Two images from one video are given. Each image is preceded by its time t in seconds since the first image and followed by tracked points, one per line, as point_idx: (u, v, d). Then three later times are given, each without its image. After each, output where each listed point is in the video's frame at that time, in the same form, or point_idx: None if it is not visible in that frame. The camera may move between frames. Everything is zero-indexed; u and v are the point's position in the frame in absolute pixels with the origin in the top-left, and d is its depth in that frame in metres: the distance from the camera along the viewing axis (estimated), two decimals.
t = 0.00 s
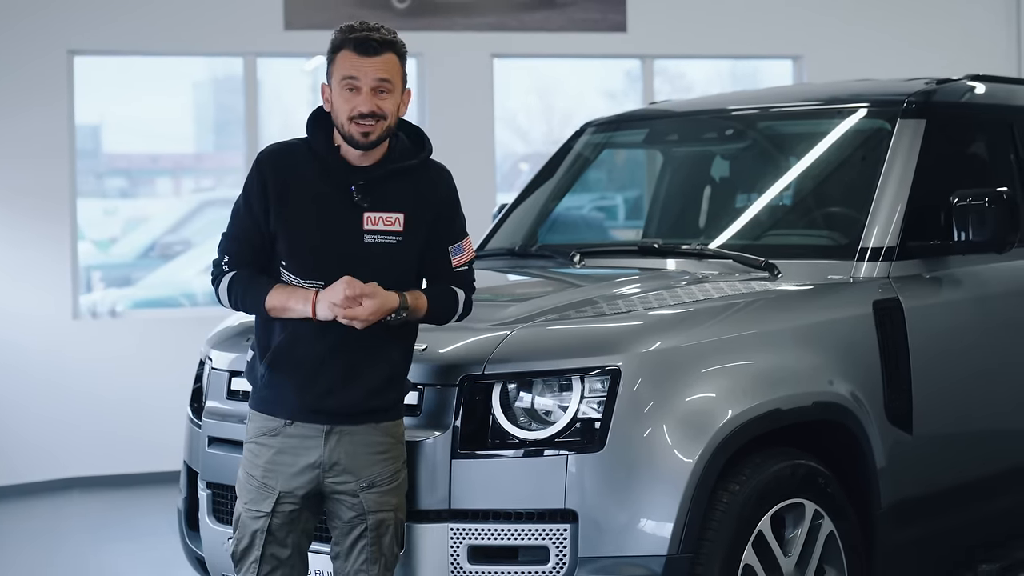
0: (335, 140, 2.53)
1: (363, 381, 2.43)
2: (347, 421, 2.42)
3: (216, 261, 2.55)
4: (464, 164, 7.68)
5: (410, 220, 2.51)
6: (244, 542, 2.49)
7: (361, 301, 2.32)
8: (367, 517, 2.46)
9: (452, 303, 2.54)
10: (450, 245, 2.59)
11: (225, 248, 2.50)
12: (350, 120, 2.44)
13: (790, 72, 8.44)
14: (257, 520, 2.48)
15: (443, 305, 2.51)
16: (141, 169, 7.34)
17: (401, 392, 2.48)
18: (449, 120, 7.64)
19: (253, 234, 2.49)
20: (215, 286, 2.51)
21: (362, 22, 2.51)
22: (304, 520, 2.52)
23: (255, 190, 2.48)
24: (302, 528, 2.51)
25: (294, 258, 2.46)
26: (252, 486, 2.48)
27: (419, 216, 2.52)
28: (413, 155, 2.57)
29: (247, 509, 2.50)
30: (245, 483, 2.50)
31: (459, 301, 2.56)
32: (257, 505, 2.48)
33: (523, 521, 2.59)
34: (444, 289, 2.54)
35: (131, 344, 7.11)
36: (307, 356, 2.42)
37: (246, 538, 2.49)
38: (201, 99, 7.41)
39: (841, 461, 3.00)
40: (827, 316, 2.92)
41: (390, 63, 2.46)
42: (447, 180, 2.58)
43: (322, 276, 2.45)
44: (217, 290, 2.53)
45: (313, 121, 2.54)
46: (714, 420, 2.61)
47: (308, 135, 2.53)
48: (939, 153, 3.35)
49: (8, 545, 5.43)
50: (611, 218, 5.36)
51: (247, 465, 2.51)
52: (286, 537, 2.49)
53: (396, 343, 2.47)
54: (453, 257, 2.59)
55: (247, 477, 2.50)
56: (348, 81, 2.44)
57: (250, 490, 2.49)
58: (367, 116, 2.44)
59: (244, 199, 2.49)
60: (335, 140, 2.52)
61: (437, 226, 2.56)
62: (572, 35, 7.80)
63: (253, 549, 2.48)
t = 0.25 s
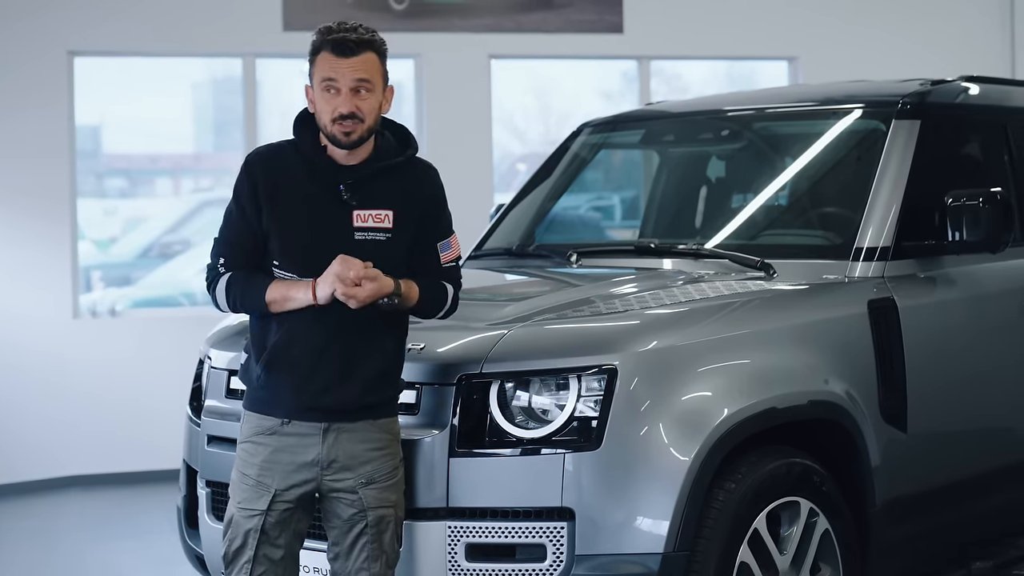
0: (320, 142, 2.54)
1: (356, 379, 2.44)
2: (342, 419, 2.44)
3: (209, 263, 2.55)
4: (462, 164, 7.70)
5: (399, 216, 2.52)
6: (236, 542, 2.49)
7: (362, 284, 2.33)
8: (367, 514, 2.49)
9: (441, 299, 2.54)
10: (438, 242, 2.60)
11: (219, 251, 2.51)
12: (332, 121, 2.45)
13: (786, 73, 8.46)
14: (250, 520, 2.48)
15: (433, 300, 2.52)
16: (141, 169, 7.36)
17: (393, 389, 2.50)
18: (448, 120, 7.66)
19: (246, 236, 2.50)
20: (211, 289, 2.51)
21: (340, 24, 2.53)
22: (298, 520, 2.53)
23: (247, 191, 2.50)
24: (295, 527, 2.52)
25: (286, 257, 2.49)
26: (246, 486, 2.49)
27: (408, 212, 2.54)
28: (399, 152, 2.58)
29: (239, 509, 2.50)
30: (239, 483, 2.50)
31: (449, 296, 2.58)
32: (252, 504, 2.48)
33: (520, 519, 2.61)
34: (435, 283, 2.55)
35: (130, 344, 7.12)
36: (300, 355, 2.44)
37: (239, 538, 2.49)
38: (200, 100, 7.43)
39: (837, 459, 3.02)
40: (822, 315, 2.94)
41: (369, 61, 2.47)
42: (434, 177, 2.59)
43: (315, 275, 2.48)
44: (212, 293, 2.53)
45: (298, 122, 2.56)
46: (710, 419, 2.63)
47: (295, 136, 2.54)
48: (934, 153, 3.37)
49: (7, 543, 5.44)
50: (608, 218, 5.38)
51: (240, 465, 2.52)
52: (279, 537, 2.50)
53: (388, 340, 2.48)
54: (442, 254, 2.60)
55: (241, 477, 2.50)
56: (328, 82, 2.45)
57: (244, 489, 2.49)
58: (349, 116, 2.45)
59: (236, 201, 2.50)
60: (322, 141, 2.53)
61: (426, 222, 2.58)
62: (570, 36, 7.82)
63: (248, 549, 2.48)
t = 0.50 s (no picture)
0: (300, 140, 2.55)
1: (345, 375, 2.47)
2: (333, 417, 2.46)
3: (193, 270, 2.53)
4: (461, 163, 7.72)
5: (383, 211, 2.53)
6: (231, 542, 2.50)
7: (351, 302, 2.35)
8: (361, 513, 2.50)
9: (431, 292, 2.57)
10: (424, 236, 2.62)
11: (204, 257, 2.50)
12: (309, 117, 2.46)
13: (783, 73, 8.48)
14: (245, 519, 2.50)
15: (422, 294, 2.55)
16: (141, 168, 7.38)
17: (381, 386, 2.51)
18: (447, 120, 7.68)
19: (233, 239, 2.51)
20: (196, 295, 2.50)
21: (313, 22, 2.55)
22: (291, 520, 2.54)
23: (231, 196, 2.51)
24: (288, 527, 2.54)
25: (271, 259, 2.49)
26: (239, 486, 2.50)
27: (391, 207, 2.55)
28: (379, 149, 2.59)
29: (234, 510, 2.52)
30: (232, 483, 2.52)
31: (438, 291, 2.61)
32: (245, 504, 2.50)
33: (518, 516, 2.63)
34: (421, 278, 2.58)
35: (131, 342, 7.14)
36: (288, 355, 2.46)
37: (234, 538, 2.51)
38: (199, 99, 7.44)
39: (833, 457, 3.04)
40: (817, 313, 2.96)
41: (343, 57, 2.49)
42: (414, 171, 2.61)
43: (302, 274, 2.48)
44: (196, 299, 2.51)
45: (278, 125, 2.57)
46: (707, 416, 2.65)
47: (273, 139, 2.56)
48: (929, 152, 3.39)
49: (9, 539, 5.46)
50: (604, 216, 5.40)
51: (233, 466, 2.53)
52: (273, 537, 2.52)
53: (378, 336, 2.50)
54: (429, 247, 2.62)
55: (234, 478, 2.52)
56: (304, 79, 2.47)
57: (237, 490, 2.51)
58: (326, 112, 2.47)
59: (220, 207, 2.51)
60: (300, 140, 2.55)
61: (410, 217, 2.59)
62: (568, 36, 7.84)
63: (241, 549, 2.49)
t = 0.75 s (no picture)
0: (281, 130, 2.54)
1: (337, 365, 2.43)
2: (328, 412, 2.43)
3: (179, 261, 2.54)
4: (460, 160, 7.73)
5: (368, 194, 2.51)
6: (239, 540, 2.48)
7: (324, 237, 2.30)
8: (355, 510, 2.48)
9: (421, 269, 2.51)
10: (410, 216, 2.59)
11: (188, 246, 2.50)
12: (288, 99, 2.45)
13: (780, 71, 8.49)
14: (250, 519, 2.47)
15: (413, 270, 2.49)
16: (140, 166, 7.39)
17: (375, 375, 2.48)
18: (445, 118, 7.69)
19: (219, 231, 2.50)
20: (177, 281, 2.51)
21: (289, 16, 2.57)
22: (295, 518, 2.52)
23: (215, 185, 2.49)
24: (295, 525, 2.52)
25: (259, 247, 2.48)
26: (241, 485, 2.48)
27: (376, 190, 2.53)
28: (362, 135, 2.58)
29: (238, 509, 2.49)
30: (234, 483, 2.49)
31: (429, 272, 2.54)
32: (249, 504, 2.47)
33: (516, 512, 2.64)
34: (413, 255, 2.52)
35: (131, 339, 7.15)
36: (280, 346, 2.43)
37: (241, 536, 2.48)
38: (199, 98, 7.45)
39: (830, 453, 3.05)
40: (814, 310, 2.97)
41: (319, 42, 2.50)
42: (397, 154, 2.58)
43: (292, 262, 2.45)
44: (179, 286, 2.52)
45: (259, 121, 2.58)
46: (704, 413, 2.66)
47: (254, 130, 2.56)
48: (926, 150, 3.41)
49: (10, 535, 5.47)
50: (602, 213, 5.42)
51: (233, 464, 2.50)
52: (279, 535, 2.49)
53: (370, 323, 2.48)
54: (416, 227, 2.59)
55: (235, 477, 2.49)
56: (280, 64, 2.47)
57: (240, 489, 2.48)
58: (303, 92, 2.45)
59: (203, 200, 2.49)
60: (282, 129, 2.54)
61: (396, 200, 2.57)
62: (566, 34, 7.86)
63: (249, 549, 2.48)
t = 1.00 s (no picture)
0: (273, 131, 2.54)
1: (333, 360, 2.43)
2: (325, 409, 2.43)
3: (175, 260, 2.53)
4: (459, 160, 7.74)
5: (360, 189, 2.52)
6: (237, 540, 2.48)
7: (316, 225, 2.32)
8: (352, 507, 2.48)
9: (412, 261, 2.51)
10: (402, 208, 2.59)
11: (183, 246, 2.49)
12: (280, 99, 2.45)
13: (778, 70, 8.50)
14: (248, 519, 2.47)
15: (405, 261, 2.50)
16: (139, 165, 7.39)
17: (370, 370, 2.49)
18: (444, 117, 7.70)
19: (214, 227, 2.49)
20: (177, 282, 2.50)
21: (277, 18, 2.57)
22: (291, 518, 2.51)
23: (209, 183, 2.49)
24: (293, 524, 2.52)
25: (254, 244, 2.48)
26: (238, 486, 2.47)
27: (368, 186, 2.53)
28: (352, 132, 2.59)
29: (235, 509, 2.49)
30: (231, 484, 2.48)
31: (422, 261, 2.54)
32: (248, 504, 2.47)
33: (515, 510, 2.65)
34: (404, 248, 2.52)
35: (130, 337, 7.16)
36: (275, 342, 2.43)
37: (240, 536, 2.48)
38: (198, 97, 7.46)
39: (827, 452, 3.06)
40: (812, 309, 2.98)
41: (309, 42, 2.50)
42: (387, 149, 2.59)
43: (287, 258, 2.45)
44: (178, 287, 2.51)
45: (250, 120, 2.57)
46: (703, 412, 2.67)
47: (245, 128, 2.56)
48: (923, 149, 3.42)
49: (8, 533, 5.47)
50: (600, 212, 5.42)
51: (229, 465, 2.49)
52: (276, 534, 2.49)
53: (365, 319, 2.49)
54: (407, 219, 2.59)
55: (231, 478, 2.48)
56: (270, 64, 2.47)
57: (237, 490, 2.47)
58: (295, 92, 2.45)
59: (198, 198, 2.49)
60: (273, 129, 2.54)
61: (387, 195, 2.57)
62: (565, 34, 7.86)
63: (249, 548, 2.48)
